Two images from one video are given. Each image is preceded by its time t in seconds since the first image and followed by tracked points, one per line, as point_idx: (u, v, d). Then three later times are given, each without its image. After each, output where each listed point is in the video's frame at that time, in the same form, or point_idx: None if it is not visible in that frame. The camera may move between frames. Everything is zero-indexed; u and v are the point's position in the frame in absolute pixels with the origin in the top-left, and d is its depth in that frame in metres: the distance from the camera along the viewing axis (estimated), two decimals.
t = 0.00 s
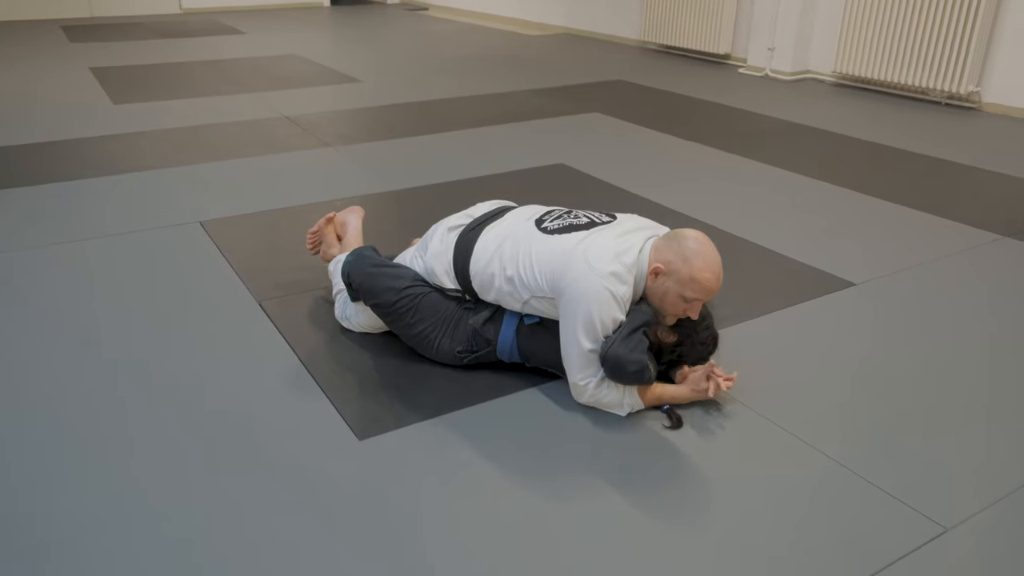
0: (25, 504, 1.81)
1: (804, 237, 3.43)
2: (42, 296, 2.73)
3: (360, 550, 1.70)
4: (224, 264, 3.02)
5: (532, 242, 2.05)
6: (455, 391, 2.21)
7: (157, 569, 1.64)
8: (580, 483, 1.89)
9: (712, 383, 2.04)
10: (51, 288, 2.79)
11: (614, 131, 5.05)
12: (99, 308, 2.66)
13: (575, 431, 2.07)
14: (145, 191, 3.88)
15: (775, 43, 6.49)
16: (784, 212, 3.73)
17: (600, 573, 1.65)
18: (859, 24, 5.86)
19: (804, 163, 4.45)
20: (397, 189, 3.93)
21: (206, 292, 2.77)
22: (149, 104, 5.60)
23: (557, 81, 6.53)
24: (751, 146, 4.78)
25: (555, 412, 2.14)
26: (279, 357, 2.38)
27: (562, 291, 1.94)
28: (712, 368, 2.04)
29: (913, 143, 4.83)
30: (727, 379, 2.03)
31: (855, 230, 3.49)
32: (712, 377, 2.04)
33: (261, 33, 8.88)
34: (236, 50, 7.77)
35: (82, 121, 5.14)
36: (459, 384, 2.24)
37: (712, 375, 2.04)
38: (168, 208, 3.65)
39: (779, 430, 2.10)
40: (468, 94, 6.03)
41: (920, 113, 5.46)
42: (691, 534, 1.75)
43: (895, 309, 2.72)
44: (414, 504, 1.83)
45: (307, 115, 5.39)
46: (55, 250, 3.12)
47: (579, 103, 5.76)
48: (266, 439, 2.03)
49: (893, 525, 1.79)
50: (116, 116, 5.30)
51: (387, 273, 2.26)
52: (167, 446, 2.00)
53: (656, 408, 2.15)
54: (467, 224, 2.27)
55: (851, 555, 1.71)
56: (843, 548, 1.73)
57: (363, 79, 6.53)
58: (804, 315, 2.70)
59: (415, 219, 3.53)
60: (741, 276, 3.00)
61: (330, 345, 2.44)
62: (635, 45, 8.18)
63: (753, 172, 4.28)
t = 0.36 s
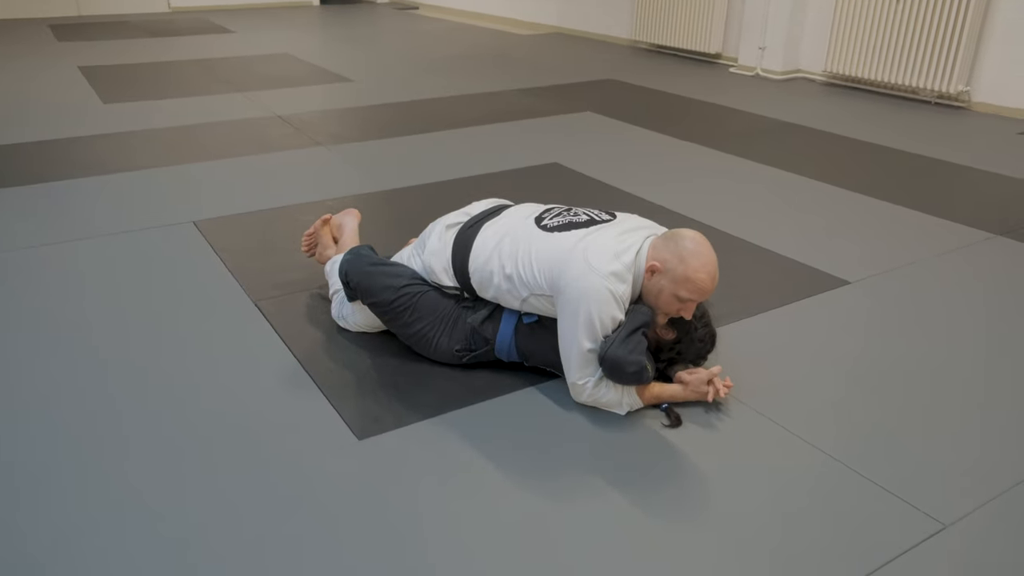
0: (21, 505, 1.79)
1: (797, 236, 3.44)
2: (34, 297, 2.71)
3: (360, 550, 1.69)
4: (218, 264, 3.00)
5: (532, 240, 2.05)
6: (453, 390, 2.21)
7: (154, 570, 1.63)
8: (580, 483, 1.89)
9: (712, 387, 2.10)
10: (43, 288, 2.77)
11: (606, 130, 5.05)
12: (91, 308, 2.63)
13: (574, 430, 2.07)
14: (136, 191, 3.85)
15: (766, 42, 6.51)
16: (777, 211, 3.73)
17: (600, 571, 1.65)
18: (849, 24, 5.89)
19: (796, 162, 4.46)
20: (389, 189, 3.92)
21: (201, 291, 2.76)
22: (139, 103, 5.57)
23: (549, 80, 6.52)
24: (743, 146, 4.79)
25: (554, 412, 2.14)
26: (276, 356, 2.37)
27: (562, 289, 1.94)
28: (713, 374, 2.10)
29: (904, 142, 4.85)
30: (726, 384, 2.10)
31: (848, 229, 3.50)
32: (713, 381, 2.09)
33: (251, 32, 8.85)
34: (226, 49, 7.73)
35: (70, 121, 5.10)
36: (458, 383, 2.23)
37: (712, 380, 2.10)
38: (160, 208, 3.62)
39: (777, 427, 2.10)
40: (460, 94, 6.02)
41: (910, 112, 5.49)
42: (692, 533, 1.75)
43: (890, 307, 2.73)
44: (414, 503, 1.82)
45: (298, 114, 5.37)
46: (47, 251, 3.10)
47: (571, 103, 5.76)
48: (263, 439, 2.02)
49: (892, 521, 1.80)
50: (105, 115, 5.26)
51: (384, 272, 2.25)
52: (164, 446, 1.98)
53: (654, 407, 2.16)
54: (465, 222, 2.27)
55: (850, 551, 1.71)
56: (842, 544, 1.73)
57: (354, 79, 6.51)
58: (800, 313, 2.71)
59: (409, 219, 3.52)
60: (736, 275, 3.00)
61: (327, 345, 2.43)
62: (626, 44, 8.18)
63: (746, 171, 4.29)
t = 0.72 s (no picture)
0: (18, 508, 1.78)
1: (790, 229, 3.45)
2: (25, 299, 2.68)
3: (363, 547, 1.69)
4: (211, 264, 2.98)
5: (529, 236, 2.05)
6: (452, 386, 2.20)
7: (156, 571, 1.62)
8: (583, 477, 1.89)
9: (712, 380, 2.12)
10: (34, 290, 2.74)
11: (597, 126, 5.05)
12: (84, 309, 2.61)
13: (574, 424, 2.07)
14: (126, 191, 3.83)
15: (755, 37, 6.53)
16: (769, 205, 3.74)
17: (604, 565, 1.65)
18: (837, 18, 5.90)
19: (787, 156, 4.47)
20: (382, 187, 3.91)
21: (195, 291, 2.74)
22: (126, 103, 5.53)
23: (539, 77, 6.52)
24: (735, 140, 4.80)
25: (555, 407, 2.14)
26: (273, 355, 2.36)
27: (560, 284, 1.94)
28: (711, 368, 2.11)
29: (894, 135, 4.87)
30: (724, 377, 2.13)
31: (841, 222, 3.51)
32: (711, 374, 2.11)
33: (239, 30, 8.80)
34: (214, 48, 7.68)
35: (57, 121, 5.06)
36: (458, 380, 2.23)
37: (711, 373, 2.12)
38: (151, 208, 3.60)
39: (777, 419, 2.11)
40: (449, 91, 6.00)
41: (899, 106, 5.51)
42: (694, 525, 1.76)
43: (885, 300, 2.74)
44: (416, 500, 1.82)
45: (288, 112, 5.34)
46: (37, 252, 3.07)
47: (562, 99, 5.75)
48: (262, 438, 2.01)
49: (892, 510, 1.81)
50: (92, 115, 5.22)
51: (382, 269, 2.25)
52: (162, 447, 1.97)
53: (653, 401, 2.16)
54: (461, 218, 2.27)
55: (852, 541, 1.72)
56: (844, 534, 1.74)
57: (343, 77, 6.48)
58: (795, 306, 2.72)
59: (402, 216, 3.50)
60: (731, 269, 3.01)
61: (324, 343, 2.42)
62: (615, 40, 8.18)
63: (738, 165, 4.30)
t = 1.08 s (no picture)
0: (16, 505, 1.76)
1: (782, 221, 3.47)
2: (16, 294, 2.66)
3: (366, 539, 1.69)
4: (205, 257, 2.97)
5: (528, 228, 2.05)
6: (451, 378, 2.21)
7: (158, 566, 1.61)
8: (583, 467, 1.90)
9: (710, 371, 2.13)
10: (25, 285, 2.72)
11: (589, 119, 5.05)
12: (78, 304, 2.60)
13: (574, 415, 2.07)
14: (115, 185, 3.79)
15: (745, 31, 6.54)
16: (761, 197, 3.76)
17: (605, 555, 1.66)
18: (827, 12, 5.92)
19: (779, 149, 4.48)
20: (374, 180, 3.89)
21: (189, 285, 2.73)
22: (114, 96, 5.48)
23: (529, 70, 6.51)
24: (727, 133, 4.81)
25: (554, 398, 2.14)
26: (270, 349, 2.36)
27: (559, 276, 1.95)
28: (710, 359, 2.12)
29: (884, 128, 4.89)
30: (722, 368, 2.14)
31: (833, 215, 3.53)
32: (710, 365, 2.12)
33: (227, 23, 8.74)
34: (202, 41, 7.63)
35: (44, 113, 5.01)
36: (457, 371, 2.23)
37: (709, 364, 2.12)
38: (141, 202, 3.57)
39: (774, 410, 2.12)
40: (440, 84, 5.99)
41: (888, 99, 5.54)
42: (694, 514, 1.77)
43: (878, 292, 2.76)
44: (418, 492, 1.82)
45: (278, 106, 5.31)
46: (27, 247, 3.05)
47: (552, 92, 5.75)
48: (261, 432, 2.00)
49: (889, 498, 1.83)
50: (79, 108, 5.17)
51: (380, 262, 2.25)
52: (160, 442, 1.96)
53: (651, 392, 2.17)
54: (460, 211, 2.27)
55: (851, 528, 1.74)
56: (845, 522, 1.75)
57: (333, 70, 6.45)
58: (790, 297, 2.73)
59: (395, 209, 3.50)
60: (725, 261, 3.02)
61: (322, 335, 2.41)
62: (604, 33, 8.18)
63: (729, 158, 4.31)
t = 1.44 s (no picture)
0: (13, 506, 1.75)
1: (773, 218, 3.49)
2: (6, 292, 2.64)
3: (367, 536, 1.69)
4: (197, 255, 2.95)
5: (524, 225, 2.06)
6: (448, 375, 2.21)
7: (158, 565, 1.61)
8: (581, 463, 1.91)
9: (705, 367, 2.14)
10: (17, 283, 2.70)
11: (579, 116, 5.05)
12: (71, 302, 2.59)
13: (571, 412, 2.09)
14: (103, 182, 3.76)
15: (732, 29, 6.56)
16: (752, 193, 3.78)
17: (606, 549, 1.67)
18: (814, 10, 5.95)
19: (768, 147, 4.50)
20: (365, 178, 3.88)
21: (182, 284, 2.72)
22: (102, 93, 5.43)
23: (519, 67, 6.51)
24: (716, 131, 4.82)
25: (550, 394, 2.15)
26: (266, 347, 2.35)
27: (555, 273, 1.96)
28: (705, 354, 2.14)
29: (871, 125, 4.93)
30: (717, 363, 2.15)
31: (821, 212, 3.55)
32: (705, 361, 2.14)
33: (214, 20, 8.69)
34: (189, 37, 7.58)
35: (31, 110, 4.96)
36: (453, 369, 2.24)
37: (704, 360, 2.14)
38: (130, 200, 3.55)
39: (769, 405, 2.14)
40: (430, 81, 5.98)
41: (875, 97, 5.57)
42: (693, 509, 1.78)
43: (867, 288, 2.78)
44: (417, 488, 1.82)
45: (268, 103, 5.29)
46: (16, 245, 3.02)
47: (542, 89, 5.76)
48: (259, 430, 2.00)
49: (883, 490, 1.85)
50: (66, 105, 5.13)
51: (376, 259, 2.25)
52: (157, 441, 1.95)
53: (647, 388, 2.19)
54: (456, 208, 2.27)
55: (847, 521, 1.75)
56: (842, 515, 1.77)
57: (322, 67, 6.42)
58: (782, 294, 2.75)
59: (387, 206, 3.49)
60: (717, 258, 3.03)
61: (317, 333, 2.41)
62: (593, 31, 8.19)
63: (720, 155, 4.34)
